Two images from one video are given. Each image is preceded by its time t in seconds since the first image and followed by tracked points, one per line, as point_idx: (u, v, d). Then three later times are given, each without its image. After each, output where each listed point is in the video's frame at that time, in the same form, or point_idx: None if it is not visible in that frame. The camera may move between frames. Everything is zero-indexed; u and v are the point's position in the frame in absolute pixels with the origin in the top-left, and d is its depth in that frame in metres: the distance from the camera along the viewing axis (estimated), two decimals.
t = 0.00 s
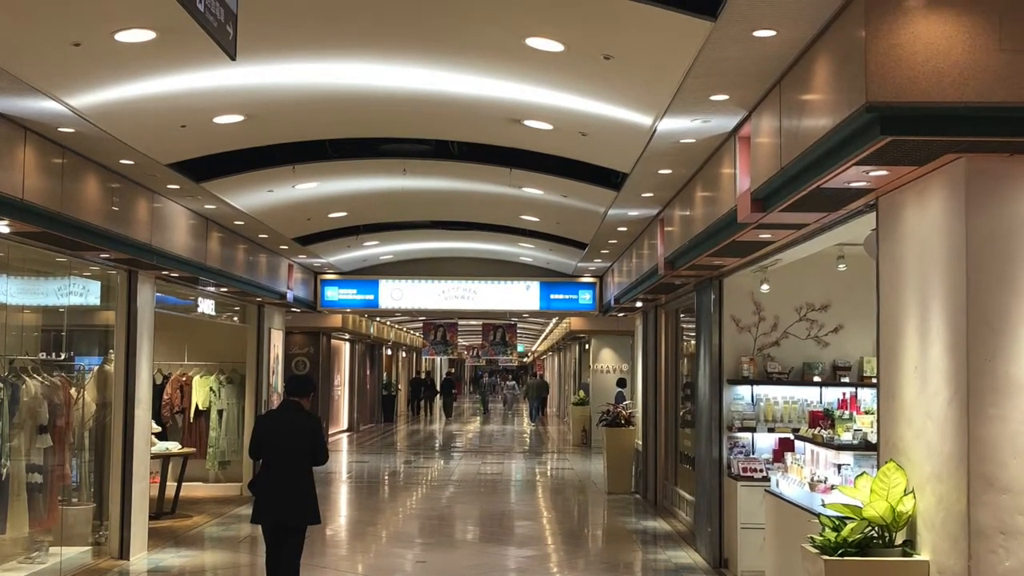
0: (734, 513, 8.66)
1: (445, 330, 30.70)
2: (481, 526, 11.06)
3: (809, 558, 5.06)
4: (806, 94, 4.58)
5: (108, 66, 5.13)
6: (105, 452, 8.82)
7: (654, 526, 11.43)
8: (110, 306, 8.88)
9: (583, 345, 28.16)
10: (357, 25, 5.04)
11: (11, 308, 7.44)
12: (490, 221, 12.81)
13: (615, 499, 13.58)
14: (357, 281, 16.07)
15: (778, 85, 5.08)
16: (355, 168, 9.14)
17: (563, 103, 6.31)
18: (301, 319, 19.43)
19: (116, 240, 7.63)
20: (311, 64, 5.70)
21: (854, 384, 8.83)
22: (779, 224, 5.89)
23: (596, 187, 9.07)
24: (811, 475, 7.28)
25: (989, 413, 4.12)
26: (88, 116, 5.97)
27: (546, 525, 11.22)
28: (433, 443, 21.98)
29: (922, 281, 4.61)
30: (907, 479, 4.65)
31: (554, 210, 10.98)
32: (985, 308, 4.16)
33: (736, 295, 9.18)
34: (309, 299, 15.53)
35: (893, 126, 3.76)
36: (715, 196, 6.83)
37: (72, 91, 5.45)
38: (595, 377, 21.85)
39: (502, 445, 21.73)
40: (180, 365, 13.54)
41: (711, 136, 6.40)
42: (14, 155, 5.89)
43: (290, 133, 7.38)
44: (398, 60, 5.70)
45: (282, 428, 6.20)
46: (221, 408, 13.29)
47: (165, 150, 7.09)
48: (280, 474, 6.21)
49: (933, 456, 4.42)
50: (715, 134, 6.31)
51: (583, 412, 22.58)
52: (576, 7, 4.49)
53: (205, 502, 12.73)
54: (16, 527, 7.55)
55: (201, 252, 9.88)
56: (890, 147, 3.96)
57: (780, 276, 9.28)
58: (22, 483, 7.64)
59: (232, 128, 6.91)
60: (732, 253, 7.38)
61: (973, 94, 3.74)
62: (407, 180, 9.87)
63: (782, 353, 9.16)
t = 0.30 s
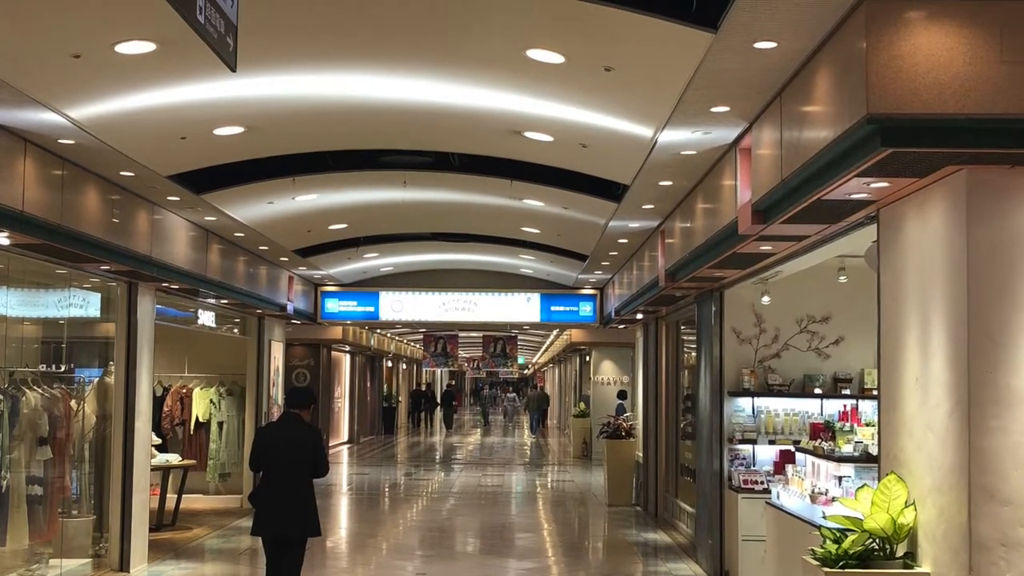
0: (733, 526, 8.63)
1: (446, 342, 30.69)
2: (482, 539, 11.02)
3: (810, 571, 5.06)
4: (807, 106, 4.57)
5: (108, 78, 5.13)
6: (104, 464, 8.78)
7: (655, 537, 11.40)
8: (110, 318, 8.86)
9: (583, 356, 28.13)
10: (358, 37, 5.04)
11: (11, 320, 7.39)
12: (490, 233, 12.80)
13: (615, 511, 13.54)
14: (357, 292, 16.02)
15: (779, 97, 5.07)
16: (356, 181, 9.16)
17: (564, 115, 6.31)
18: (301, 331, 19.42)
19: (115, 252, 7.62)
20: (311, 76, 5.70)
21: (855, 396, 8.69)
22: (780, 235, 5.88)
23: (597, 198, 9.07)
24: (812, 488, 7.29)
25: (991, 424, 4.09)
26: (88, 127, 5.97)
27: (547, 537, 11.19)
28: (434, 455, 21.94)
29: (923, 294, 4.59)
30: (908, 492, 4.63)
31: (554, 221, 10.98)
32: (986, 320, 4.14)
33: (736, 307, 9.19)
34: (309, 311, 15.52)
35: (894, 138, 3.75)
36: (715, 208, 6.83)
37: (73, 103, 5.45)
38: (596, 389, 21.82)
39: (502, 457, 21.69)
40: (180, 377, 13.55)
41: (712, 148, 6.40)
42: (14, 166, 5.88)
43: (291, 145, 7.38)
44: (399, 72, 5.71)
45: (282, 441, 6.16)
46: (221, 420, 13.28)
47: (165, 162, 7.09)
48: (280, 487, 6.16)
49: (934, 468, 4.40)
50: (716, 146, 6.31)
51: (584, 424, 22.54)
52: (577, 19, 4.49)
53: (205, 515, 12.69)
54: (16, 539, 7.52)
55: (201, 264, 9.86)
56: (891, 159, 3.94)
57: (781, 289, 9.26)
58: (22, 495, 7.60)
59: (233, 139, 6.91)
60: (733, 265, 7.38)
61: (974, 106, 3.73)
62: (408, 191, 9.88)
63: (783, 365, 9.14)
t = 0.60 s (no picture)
0: (734, 538, 8.59)
1: (446, 354, 30.65)
2: (483, 551, 10.98)
3: None
4: (808, 118, 4.56)
5: (108, 90, 5.13)
6: (104, 476, 8.74)
7: (656, 549, 11.36)
8: (110, 330, 8.84)
9: (583, 368, 28.08)
10: (358, 49, 5.04)
11: (11, 332, 7.36)
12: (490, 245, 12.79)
13: (616, 523, 13.50)
14: (358, 304, 16.02)
15: (780, 108, 5.06)
16: (357, 192, 9.16)
17: (565, 127, 6.30)
18: (301, 343, 19.40)
19: (115, 263, 7.60)
20: (311, 88, 5.70)
21: (855, 407, 8.74)
22: (781, 247, 5.87)
23: (597, 210, 9.06)
24: (813, 498, 7.26)
25: (992, 437, 4.08)
26: (88, 139, 5.96)
27: (548, 550, 11.14)
28: (434, 467, 21.87)
29: (924, 307, 4.57)
30: (909, 503, 4.60)
31: (555, 233, 10.96)
32: (988, 332, 4.13)
33: (737, 319, 9.20)
34: (309, 322, 15.49)
35: (896, 149, 3.74)
36: (716, 220, 6.82)
37: (73, 114, 5.44)
38: (596, 401, 21.77)
39: (503, 469, 21.63)
40: (180, 389, 13.58)
41: (712, 160, 6.39)
42: (14, 179, 5.87)
43: (292, 157, 7.38)
44: (399, 84, 5.71)
45: (282, 452, 6.10)
46: (221, 433, 13.21)
47: (165, 174, 7.09)
48: (280, 498, 6.10)
49: (935, 480, 4.38)
50: (717, 158, 6.31)
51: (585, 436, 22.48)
52: (578, 30, 4.49)
53: (205, 527, 12.63)
54: (16, 552, 7.48)
55: (200, 276, 9.85)
56: (891, 171, 3.94)
57: (781, 301, 9.27)
58: (22, 507, 7.57)
59: (233, 151, 6.91)
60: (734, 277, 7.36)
61: (976, 117, 3.72)
62: (408, 203, 9.88)
63: (784, 377, 9.16)
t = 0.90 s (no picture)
0: (735, 550, 8.53)
1: (447, 366, 30.60)
2: (484, 563, 10.94)
3: None
4: (809, 129, 4.55)
5: (108, 101, 5.12)
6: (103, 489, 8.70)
7: (656, 562, 11.33)
8: (110, 341, 8.82)
9: (584, 380, 28.02)
10: (358, 61, 5.04)
11: (11, 344, 7.34)
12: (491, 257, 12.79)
13: (617, 535, 13.46)
14: (358, 316, 16.01)
15: (782, 120, 5.05)
16: (357, 204, 9.16)
17: (565, 138, 6.30)
18: (301, 355, 19.37)
19: (115, 275, 7.58)
20: (311, 99, 5.70)
21: (856, 419, 8.79)
22: (782, 259, 5.85)
23: (598, 222, 9.05)
24: (814, 510, 7.21)
25: (993, 449, 4.06)
26: (88, 151, 5.96)
27: (548, 562, 11.11)
28: (434, 479, 21.80)
29: (924, 318, 4.56)
30: (909, 515, 4.57)
31: (555, 245, 10.95)
32: (988, 344, 4.11)
33: (738, 330, 9.28)
34: (309, 334, 15.48)
35: (897, 161, 3.73)
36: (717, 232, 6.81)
37: (73, 126, 5.44)
38: (597, 413, 21.71)
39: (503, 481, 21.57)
40: (180, 401, 13.43)
41: (713, 172, 6.39)
42: (14, 191, 5.87)
43: (292, 168, 7.38)
44: (400, 95, 5.70)
45: (282, 464, 6.05)
46: (222, 445, 13.25)
47: (165, 185, 7.08)
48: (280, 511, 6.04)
49: (936, 492, 4.36)
50: (718, 169, 6.30)
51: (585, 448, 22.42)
52: (578, 42, 4.49)
53: (205, 539, 12.60)
54: (16, 564, 7.44)
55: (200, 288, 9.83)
56: (893, 183, 3.93)
57: (783, 313, 9.32)
58: (22, 519, 7.55)
59: (234, 162, 6.91)
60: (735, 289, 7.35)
61: (977, 129, 3.72)
62: (408, 215, 9.87)
63: (785, 390, 9.18)
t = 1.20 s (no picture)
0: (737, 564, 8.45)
1: (447, 378, 30.56)
2: None
3: None
4: (810, 141, 4.56)
5: (109, 113, 5.13)
6: (104, 501, 8.68)
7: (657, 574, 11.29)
8: (110, 353, 8.81)
9: (584, 392, 27.96)
10: (360, 72, 5.04)
11: (11, 356, 7.32)
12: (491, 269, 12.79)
13: (617, 547, 13.41)
14: (359, 328, 16.00)
15: (783, 132, 5.04)
16: (357, 216, 9.17)
17: (565, 150, 6.29)
18: (302, 367, 19.35)
19: (115, 287, 7.57)
20: (311, 111, 5.70)
21: (858, 432, 8.80)
22: (783, 271, 5.84)
23: (598, 234, 9.04)
24: (816, 523, 7.15)
25: (994, 461, 4.04)
26: (88, 163, 5.96)
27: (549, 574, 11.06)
28: (435, 492, 21.74)
29: (925, 330, 4.54)
30: (911, 527, 4.55)
31: (556, 257, 10.95)
32: (990, 356, 4.10)
33: (740, 343, 9.28)
34: (310, 346, 15.46)
35: (898, 173, 3.72)
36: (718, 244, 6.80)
37: (73, 138, 5.44)
38: (597, 425, 21.66)
39: (504, 493, 21.50)
40: (181, 413, 13.20)
41: (713, 184, 6.39)
42: (14, 203, 5.87)
43: (293, 180, 7.37)
44: (400, 107, 5.70)
45: (281, 478, 5.94)
46: (222, 457, 13.23)
47: (165, 197, 7.08)
48: (280, 523, 5.95)
49: (937, 505, 4.33)
50: (719, 181, 6.29)
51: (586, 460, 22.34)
52: (578, 54, 4.49)
53: (205, 551, 12.56)
54: None
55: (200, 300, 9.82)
56: (893, 195, 3.92)
57: (784, 325, 9.31)
58: (22, 532, 7.52)
59: (235, 174, 6.91)
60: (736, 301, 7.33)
61: (977, 141, 3.71)
62: (409, 227, 9.86)
63: (786, 403, 9.16)
